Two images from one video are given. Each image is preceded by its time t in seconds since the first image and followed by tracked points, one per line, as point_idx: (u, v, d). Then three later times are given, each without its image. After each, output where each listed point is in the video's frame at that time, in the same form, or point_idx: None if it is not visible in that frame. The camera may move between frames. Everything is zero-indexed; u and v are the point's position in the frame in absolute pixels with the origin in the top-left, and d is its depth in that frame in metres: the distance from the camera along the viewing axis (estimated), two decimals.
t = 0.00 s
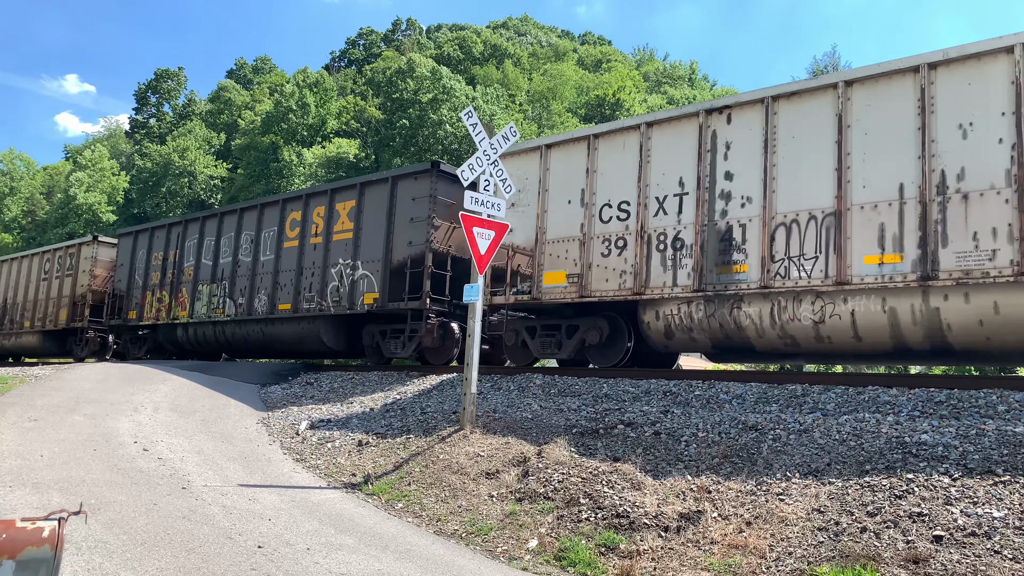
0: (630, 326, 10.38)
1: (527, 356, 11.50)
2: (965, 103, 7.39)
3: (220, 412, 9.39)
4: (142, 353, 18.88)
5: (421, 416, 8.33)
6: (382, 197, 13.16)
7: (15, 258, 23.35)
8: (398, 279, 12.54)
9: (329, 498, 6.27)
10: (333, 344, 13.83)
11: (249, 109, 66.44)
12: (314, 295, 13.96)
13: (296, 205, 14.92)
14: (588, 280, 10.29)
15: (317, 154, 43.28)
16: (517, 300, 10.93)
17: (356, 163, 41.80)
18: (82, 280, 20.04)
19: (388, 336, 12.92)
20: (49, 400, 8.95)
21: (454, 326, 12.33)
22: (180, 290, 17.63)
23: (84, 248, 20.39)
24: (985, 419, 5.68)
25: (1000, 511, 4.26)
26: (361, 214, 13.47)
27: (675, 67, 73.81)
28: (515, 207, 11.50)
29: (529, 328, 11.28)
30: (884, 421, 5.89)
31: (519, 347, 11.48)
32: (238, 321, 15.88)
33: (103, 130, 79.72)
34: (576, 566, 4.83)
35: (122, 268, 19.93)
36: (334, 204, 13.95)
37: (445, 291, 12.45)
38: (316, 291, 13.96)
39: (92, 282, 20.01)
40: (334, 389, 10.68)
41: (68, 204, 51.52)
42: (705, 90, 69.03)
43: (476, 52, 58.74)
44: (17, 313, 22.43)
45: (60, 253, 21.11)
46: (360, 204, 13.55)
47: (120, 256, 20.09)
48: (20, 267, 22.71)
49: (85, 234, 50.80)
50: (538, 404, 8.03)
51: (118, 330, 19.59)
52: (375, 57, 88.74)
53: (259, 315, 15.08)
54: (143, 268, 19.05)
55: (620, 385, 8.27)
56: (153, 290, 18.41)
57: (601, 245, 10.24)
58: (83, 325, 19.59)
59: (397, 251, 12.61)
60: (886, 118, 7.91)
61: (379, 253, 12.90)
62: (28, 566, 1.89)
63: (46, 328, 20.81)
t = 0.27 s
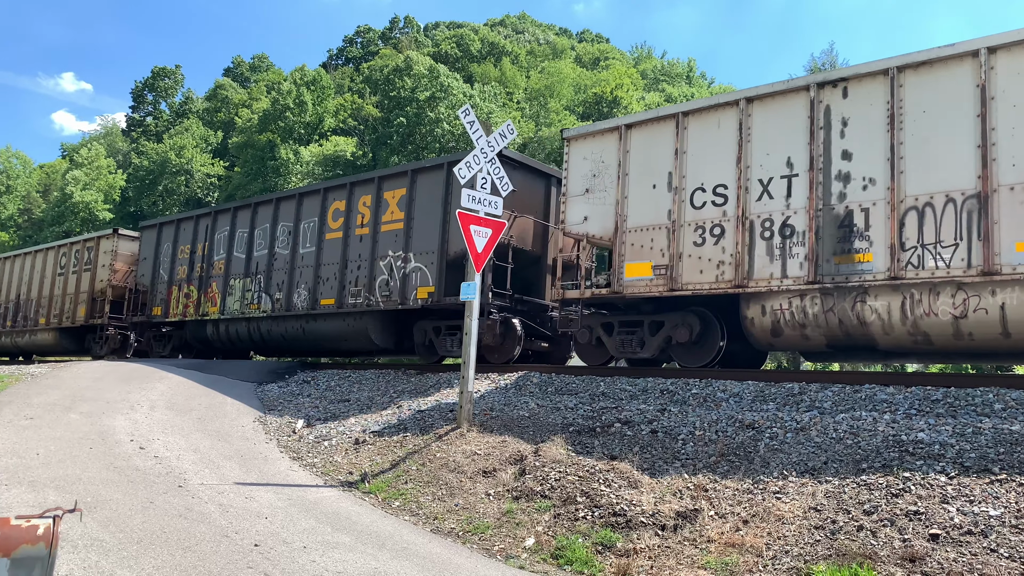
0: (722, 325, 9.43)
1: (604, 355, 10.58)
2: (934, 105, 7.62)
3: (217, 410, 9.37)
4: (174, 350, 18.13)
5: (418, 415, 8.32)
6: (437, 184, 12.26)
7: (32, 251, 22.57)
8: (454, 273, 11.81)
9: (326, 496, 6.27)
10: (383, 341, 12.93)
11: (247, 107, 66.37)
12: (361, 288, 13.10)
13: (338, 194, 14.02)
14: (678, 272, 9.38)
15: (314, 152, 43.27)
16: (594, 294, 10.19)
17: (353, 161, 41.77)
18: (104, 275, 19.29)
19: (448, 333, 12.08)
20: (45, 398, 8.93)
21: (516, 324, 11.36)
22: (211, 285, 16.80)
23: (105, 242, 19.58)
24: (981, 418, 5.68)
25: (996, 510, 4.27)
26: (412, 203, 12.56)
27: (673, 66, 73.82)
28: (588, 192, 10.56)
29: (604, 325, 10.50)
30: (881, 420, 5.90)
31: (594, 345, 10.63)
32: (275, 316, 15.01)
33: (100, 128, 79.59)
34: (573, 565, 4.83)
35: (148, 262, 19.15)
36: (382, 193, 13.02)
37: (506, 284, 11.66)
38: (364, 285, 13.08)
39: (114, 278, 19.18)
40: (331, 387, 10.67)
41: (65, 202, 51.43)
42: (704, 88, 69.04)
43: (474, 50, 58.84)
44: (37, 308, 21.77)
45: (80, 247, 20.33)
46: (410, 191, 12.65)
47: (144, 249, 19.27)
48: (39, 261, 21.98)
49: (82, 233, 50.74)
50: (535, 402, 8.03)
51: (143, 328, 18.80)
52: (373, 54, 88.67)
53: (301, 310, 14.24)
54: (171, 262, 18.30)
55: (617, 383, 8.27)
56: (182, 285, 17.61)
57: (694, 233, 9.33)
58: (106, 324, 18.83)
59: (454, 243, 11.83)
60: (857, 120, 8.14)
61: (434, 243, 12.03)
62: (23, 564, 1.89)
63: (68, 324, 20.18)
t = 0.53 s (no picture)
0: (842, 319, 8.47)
1: (703, 350, 9.65)
2: (909, 105, 7.75)
3: (220, 408, 9.39)
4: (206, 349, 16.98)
5: (421, 412, 8.33)
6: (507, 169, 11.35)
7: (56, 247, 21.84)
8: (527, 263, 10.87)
9: (330, 494, 6.28)
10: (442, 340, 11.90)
11: (249, 106, 66.40)
12: (419, 282, 12.06)
13: (392, 182, 13.02)
14: (795, 259, 8.38)
15: (316, 150, 43.29)
16: (692, 284, 9.19)
17: (355, 159, 41.78)
18: (130, 271, 18.40)
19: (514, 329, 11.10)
20: (48, 397, 8.95)
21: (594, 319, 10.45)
22: (246, 280, 15.72)
23: (132, 235, 18.73)
24: (985, 412, 5.67)
25: (1000, 505, 4.25)
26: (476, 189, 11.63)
27: (674, 62, 73.66)
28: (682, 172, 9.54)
29: (700, 318, 9.55)
30: (884, 415, 5.89)
31: (688, 341, 9.70)
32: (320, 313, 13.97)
33: (102, 128, 79.71)
34: (576, 561, 4.83)
35: (178, 257, 18.06)
36: (440, 179, 11.98)
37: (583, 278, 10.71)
38: (424, 278, 12.03)
39: (142, 273, 18.26)
40: (334, 385, 10.69)
41: (67, 202, 51.49)
42: (706, 84, 68.84)
43: (475, 47, 58.91)
44: (59, 306, 20.99)
45: (106, 242, 19.54)
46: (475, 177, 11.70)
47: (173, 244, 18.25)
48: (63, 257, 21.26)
49: (85, 233, 50.86)
50: (538, 399, 8.03)
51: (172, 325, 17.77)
52: (374, 52, 88.68)
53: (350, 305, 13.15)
54: (201, 256, 17.20)
55: (619, 380, 8.27)
56: (216, 279, 16.56)
57: (812, 216, 8.34)
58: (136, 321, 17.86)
59: (526, 232, 10.88)
60: (831, 121, 8.31)
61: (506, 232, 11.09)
62: (26, 562, 1.89)
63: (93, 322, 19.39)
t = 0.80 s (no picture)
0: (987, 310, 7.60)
1: (820, 346, 8.76)
2: (877, 105, 8.11)
3: (222, 409, 9.40)
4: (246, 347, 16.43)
5: (423, 411, 8.33)
6: (582, 152, 10.50)
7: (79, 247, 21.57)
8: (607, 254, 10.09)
9: (332, 494, 6.28)
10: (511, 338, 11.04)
11: (250, 107, 66.42)
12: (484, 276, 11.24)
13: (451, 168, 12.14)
14: (936, 243, 7.53)
15: (317, 150, 43.30)
16: (810, 274, 8.40)
17: (356, 159, 41.79)
18: (161, 268, 18.13)
19: (593, 325, 10.17)
20: (51, 399, 8.96)
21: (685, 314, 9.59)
22: (289, 276, 14.98)
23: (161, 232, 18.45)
24: (987, 407, 5.66)
25: (1003, 500, 4.24)
26: (547, 175, 10.82)
27: (675, 58, 73.51)
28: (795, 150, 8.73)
29: (817, 311, 8.70)
30: (886, 411, 5.87)
31: (801, 337, 8.84)
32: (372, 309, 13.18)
33: (103, 129, 79.81)
34: (578, 559, 4.83)
35: (213, 253, 17.53)
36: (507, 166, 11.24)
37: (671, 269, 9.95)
38: (489, 271, 11.20)
39: (172, 270, 18.00)
40: (336, 385, 10.70)
41: (69, 204, 51.56)
42: (707, 80, 68.68)
43: (476, 46, 58.87)
44: (84, 306, 20.73)
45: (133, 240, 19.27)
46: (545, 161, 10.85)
47: (208, 239, 17.77)
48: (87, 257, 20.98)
49: (87, 234, 50.96)
50: (540, 398, 8.03)
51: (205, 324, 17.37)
52: (374, 52, 88.68)
53: (407, 302, 12.34)
54: (240, 251, 16.57)
55: (621, 377, 8.26)
56: (256, 276, 15.85)
57: (954, 196, 7.48)
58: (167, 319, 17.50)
59: (607, 219, 10.04)
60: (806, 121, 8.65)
61: (582, 220, 10.26)
62: (27, 564, 1.89)
63: (121, 322, 19.09)
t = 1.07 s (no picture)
0: None
1: (962, 343, 7.98)
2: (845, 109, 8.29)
3: (227, 411, 9.43)
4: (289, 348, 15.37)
5: (428, 412, 8.34)
6: (674, 132, 9.45)
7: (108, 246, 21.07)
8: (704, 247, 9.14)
9: (337, 495, 6.30)
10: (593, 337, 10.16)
11: (253, 109, 66.58)
12: (562, 270, 10.32)
13: (525, 158, 11.17)
14: None
15: (320, 152, 43.38)
16: (957, 262, 7.62)
17: (359, 161, 41.87)
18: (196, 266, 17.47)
19: (690, 324, 9.22)
20: (57, 402, 8.99)
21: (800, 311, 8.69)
22: (338, 273, 13.97)
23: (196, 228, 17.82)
24: (992, 406, 5.64)
25: (1008, 498, 4.23)
26: (633, 159, 9.79)
27: (677, 58, 73.45)
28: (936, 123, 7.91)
29: (958, 305, 7.87)
30: (891, 410, 5.86)
31: (939, 334, 8.08)
32: (434, 307, 12.27)
33: (107, 133, 80.10)
34: (583, 560, 4.83)
35: (253, 249, 16.46)
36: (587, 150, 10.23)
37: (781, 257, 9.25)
38: (568, 265, 10.28)
39: (206, 267, 17.36)
40: (341, 387, 10.71)
41: (74, 208, 51.75)
42: (709, 79, 68.60)
43: (478, 47, 58.93)
44: (113, 307, 20.27)
45: (166, 238, 18.67)
46: (631, 144, 9.80)
47: (245, 236, 16.71)
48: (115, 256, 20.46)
49: (92, 238, 51.14)
50: (544, 398, 8.03)
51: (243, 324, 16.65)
52: (377, 53, 88.85)
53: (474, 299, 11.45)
54: (280, 246, 15.52)
55: (625, 377, 8.27)
56: (298, 274, 14.88)
57: None
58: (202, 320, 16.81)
59: (703, 207, 9.04)
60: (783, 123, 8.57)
61: (678, 207, 9.26)
62: (33, 567, 1.91)
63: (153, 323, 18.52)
